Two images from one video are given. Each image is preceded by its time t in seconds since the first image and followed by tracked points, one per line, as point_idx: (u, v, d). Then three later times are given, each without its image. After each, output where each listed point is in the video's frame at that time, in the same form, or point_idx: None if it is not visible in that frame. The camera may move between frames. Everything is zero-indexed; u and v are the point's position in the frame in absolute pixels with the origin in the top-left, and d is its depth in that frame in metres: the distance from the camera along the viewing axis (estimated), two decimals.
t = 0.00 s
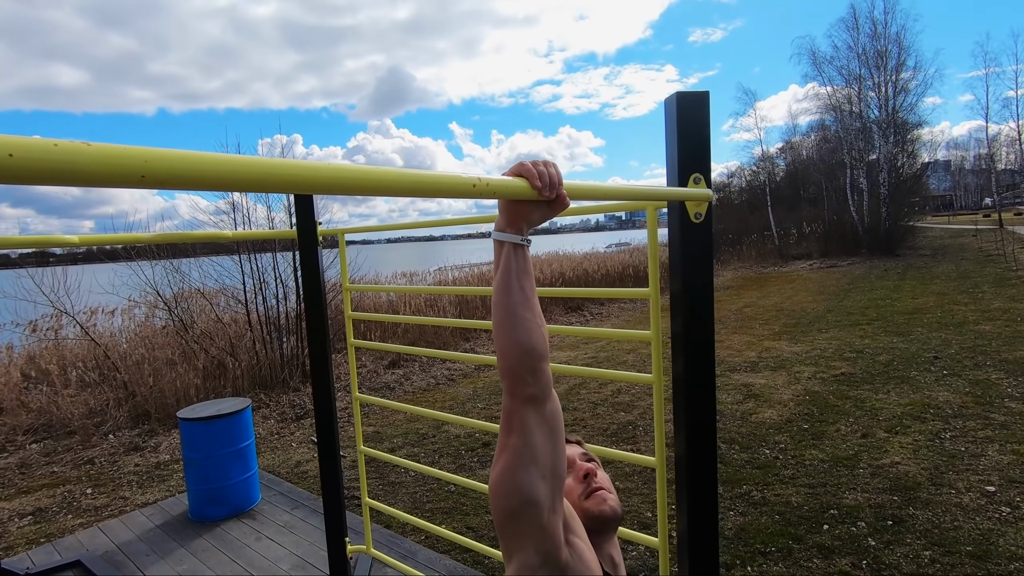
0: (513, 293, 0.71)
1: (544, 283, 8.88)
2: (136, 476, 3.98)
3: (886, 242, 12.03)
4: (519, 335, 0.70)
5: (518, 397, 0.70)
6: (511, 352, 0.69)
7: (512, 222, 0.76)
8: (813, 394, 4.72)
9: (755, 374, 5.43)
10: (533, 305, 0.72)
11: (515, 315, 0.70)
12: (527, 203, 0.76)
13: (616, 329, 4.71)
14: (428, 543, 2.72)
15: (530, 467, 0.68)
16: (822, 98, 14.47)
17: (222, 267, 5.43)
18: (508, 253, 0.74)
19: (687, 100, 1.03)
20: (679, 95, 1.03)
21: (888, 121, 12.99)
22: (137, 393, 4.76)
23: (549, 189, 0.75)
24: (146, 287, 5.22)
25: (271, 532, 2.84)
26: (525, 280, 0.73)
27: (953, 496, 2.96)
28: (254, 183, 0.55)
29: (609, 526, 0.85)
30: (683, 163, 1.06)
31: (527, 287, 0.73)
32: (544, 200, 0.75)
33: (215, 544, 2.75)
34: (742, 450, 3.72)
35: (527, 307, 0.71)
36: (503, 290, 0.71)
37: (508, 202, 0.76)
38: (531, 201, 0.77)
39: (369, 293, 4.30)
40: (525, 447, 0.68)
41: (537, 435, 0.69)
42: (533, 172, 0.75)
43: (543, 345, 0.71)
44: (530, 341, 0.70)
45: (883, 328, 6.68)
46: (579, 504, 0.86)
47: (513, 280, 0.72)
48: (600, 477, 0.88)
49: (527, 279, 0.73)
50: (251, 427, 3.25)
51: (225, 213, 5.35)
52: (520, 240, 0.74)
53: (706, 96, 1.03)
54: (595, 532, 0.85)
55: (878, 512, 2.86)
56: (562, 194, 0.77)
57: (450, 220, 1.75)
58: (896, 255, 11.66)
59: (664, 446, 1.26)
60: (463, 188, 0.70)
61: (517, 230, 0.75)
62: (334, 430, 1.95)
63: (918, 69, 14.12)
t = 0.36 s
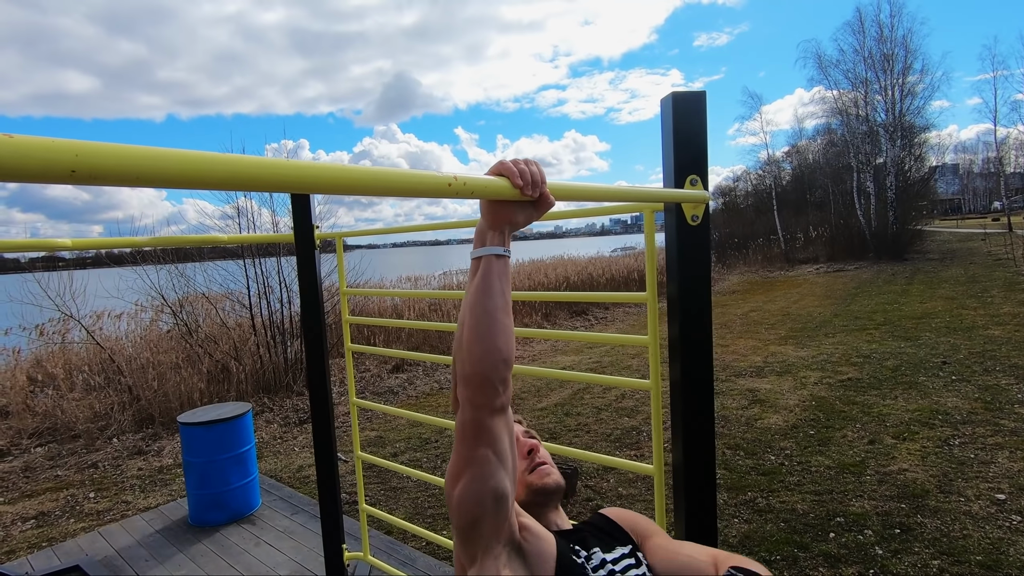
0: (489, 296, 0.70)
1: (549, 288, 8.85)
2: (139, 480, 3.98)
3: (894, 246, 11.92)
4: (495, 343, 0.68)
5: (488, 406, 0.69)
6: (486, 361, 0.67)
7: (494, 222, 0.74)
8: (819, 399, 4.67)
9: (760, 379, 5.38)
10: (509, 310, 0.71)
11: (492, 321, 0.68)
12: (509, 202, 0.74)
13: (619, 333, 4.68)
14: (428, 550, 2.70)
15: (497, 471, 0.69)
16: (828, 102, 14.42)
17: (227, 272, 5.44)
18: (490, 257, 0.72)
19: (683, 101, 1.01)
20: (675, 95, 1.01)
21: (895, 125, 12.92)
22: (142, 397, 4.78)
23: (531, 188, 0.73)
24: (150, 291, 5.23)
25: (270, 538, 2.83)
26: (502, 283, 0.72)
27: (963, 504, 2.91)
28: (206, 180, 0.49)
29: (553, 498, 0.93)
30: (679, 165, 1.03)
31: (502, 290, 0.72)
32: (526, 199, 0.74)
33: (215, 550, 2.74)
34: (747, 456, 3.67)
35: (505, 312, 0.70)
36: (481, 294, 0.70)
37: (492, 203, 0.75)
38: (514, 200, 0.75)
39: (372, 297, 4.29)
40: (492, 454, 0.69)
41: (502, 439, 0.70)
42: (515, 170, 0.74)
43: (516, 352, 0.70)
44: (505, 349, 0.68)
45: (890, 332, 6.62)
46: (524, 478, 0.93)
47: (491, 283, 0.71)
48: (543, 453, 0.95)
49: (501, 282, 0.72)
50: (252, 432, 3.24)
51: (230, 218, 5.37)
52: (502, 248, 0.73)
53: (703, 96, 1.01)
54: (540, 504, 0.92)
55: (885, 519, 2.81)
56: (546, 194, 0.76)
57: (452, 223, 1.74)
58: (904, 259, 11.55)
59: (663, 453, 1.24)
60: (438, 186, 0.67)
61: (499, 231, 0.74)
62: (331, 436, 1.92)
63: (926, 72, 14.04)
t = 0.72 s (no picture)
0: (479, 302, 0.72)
1: (558, 290, 8.83)
2: (150, 480, 4.01)
3: (910, 249, 11.74)
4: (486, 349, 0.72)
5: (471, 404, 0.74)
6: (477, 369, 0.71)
7: (484, 227, 0.76)
8: (832, 404, 4.60)
9: (772, 383, 5.31)
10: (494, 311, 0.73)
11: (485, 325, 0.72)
12: (499, 208, 0.73)
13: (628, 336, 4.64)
14: (433, 554, 2.68)
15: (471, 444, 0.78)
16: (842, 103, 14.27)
17: (239, 273, 5.45)
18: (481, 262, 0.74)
19: (685, 104, 0.99)
20: (677, 98, 1.00)
21: (910, 126, 12.74)
22: (155, 397, 4.85)
23: (520, 194, 0.72)
24: (163, 292, 5.28)
25: (277, 539, 2.83)
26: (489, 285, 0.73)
27: (979, 513, 2.84)
28: (162, 190, 0.47)
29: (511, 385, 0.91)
30: (680, 168, 1.02)
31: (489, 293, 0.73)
32: (515, 205, 0.72)
33: (222, 550, 2.75)
34: (757, 461, 3.63)
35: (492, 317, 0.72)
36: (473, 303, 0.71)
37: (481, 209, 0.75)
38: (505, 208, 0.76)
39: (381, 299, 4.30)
40: (469, 438, 0.77)
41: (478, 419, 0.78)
42: (504, 176, 0.72)
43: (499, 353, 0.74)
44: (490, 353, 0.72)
45: (905, 336, 6.51)
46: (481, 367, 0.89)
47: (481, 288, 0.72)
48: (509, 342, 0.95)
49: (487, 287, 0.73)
50: (259, 433, 3.25)
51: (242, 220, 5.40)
52: (492, 256, 0.75)
53: (705, 99, 0.99)
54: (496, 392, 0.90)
55: (899, 528, 2.75)
56: (540, 201, 0.75)
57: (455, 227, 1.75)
58: (921, 262, 11.37)
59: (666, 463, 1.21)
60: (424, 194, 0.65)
61: (488, 237, 0.76)
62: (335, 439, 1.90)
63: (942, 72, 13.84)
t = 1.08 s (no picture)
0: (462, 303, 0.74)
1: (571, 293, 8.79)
2: (163, 476, 4.05)
3: (930, 253, 11.51)
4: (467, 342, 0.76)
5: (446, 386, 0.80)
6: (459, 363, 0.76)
7: (470, 224, 0.73)
8: (848, 411, 4.51)
9: (786, 389, 5.22)
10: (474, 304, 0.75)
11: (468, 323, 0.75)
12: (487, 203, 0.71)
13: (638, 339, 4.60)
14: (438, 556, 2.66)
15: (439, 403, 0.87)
16: (861, 105, 14.06)
17: (252, 273, 5.53)
18: (468, 266, 0.73)
19: (691, 101, 0.97)
20: (682, 94, 0.97)
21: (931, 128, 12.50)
22: (169, 395, 4.89)
23: (509, 189, 0.70)
24: (178, 291, 5.35)
25: (283, 539, 2.83)
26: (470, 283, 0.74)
27: (1000, 525, 2.76)
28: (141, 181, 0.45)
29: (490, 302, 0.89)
30: (686, 167, 0.99)
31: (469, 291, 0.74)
32: (503, 201, 0.70)
33: (229, 549, 2.76)
34: (771, 468, 3.56)
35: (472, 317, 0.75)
36: (457, 307, 0.73)
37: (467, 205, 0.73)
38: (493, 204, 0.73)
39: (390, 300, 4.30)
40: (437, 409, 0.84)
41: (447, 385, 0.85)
42: (493, 170, 0.69)
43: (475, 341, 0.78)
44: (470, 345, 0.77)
45: (924, 342, 6.38)
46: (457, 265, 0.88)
47: (464, 291, 0.73)
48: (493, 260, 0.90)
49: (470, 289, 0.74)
50: (268, 433, 3.26)
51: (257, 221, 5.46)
52: (476, 258, 0.73)
53: (711, 95, 0.96)
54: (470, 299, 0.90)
55: (916, 539, 2.68)
56: (527, 197, 0.74)
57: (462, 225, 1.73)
58: (942, 267, 11.14)
59: (671, 469, 1.17)
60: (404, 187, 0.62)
61: (475, 234, 0.73)
62: (340, 439, 1.89)
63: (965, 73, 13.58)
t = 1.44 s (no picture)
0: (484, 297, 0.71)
1: (577, 296, 8.77)
2: (170, 477, 4.07)
3: (941, 258, 11.38)
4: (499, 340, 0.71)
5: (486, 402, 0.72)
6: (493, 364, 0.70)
7: (470, 226, 0.72)
8: (857, 417, 4.46)
9: (795, 394, 5.17)
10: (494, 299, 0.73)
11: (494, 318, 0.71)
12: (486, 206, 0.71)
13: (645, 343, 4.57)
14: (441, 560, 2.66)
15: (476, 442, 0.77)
16: (871, 108, 13.95)
17: (261, 276, 5.51)
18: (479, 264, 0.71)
19: (695, 103, 0.96)
20: (686, 96, 0.96)
21: (943, 131, 12.37)
22: (177, 396, 4.92)
23: (508, 192, 0.70)
24: (187, 293, 5.39)
25: (288, 541, 2.84)
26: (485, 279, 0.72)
27: (1013, 534, 2.71)
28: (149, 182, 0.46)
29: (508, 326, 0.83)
30: (690, 170, 0.98)
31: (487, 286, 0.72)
32: (501, 203, 0.70)
33: (234, 550, 2.76)
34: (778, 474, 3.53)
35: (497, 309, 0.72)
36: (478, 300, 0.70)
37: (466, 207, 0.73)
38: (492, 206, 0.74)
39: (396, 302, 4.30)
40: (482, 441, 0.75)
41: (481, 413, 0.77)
42: (489, 172, 0.69)
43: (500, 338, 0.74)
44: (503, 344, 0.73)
45: (935, 347, 6.30)
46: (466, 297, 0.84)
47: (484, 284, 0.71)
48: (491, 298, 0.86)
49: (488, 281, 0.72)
50: (273, 435, 3.27)
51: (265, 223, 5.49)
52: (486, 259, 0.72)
53: (716, 97, 0.95)
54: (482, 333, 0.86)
55: (927, 547, 2.64)
56: (527, 199, 0.74)
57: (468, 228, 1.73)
58: (953, 272, 11.01)
59: (673, 474, 1.16)
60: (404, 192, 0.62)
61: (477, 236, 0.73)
62: (344, 442, 1.89)
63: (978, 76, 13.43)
